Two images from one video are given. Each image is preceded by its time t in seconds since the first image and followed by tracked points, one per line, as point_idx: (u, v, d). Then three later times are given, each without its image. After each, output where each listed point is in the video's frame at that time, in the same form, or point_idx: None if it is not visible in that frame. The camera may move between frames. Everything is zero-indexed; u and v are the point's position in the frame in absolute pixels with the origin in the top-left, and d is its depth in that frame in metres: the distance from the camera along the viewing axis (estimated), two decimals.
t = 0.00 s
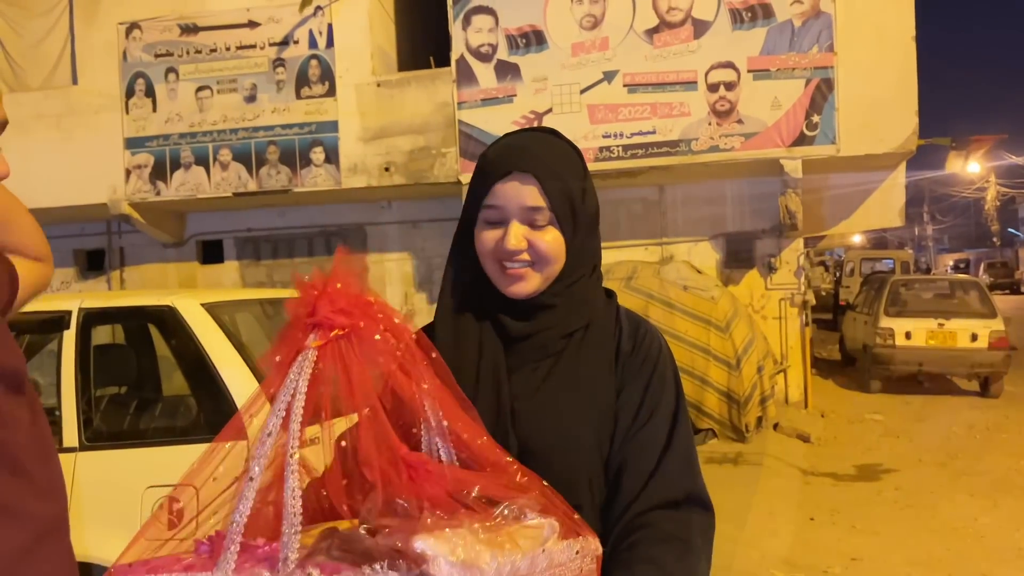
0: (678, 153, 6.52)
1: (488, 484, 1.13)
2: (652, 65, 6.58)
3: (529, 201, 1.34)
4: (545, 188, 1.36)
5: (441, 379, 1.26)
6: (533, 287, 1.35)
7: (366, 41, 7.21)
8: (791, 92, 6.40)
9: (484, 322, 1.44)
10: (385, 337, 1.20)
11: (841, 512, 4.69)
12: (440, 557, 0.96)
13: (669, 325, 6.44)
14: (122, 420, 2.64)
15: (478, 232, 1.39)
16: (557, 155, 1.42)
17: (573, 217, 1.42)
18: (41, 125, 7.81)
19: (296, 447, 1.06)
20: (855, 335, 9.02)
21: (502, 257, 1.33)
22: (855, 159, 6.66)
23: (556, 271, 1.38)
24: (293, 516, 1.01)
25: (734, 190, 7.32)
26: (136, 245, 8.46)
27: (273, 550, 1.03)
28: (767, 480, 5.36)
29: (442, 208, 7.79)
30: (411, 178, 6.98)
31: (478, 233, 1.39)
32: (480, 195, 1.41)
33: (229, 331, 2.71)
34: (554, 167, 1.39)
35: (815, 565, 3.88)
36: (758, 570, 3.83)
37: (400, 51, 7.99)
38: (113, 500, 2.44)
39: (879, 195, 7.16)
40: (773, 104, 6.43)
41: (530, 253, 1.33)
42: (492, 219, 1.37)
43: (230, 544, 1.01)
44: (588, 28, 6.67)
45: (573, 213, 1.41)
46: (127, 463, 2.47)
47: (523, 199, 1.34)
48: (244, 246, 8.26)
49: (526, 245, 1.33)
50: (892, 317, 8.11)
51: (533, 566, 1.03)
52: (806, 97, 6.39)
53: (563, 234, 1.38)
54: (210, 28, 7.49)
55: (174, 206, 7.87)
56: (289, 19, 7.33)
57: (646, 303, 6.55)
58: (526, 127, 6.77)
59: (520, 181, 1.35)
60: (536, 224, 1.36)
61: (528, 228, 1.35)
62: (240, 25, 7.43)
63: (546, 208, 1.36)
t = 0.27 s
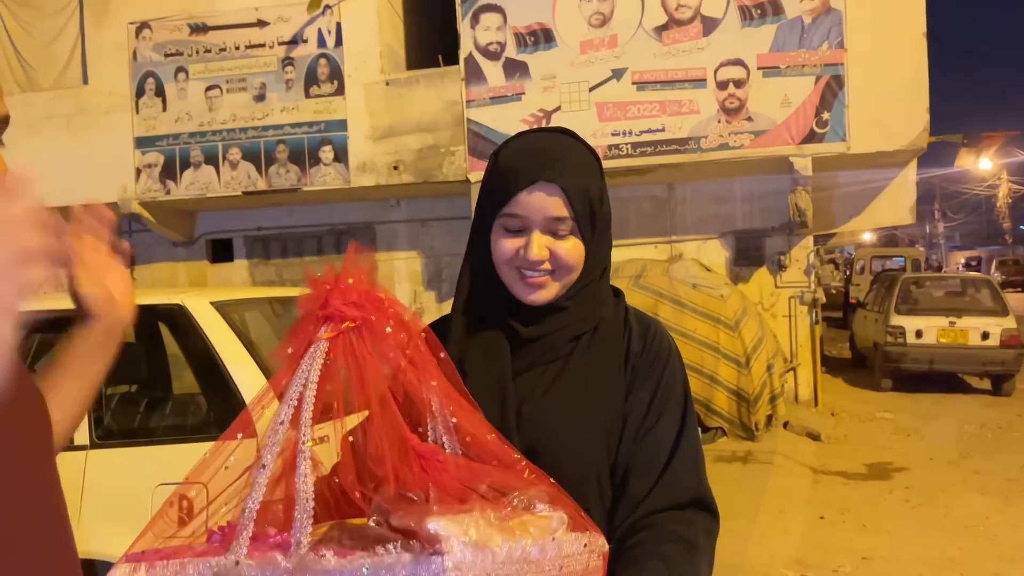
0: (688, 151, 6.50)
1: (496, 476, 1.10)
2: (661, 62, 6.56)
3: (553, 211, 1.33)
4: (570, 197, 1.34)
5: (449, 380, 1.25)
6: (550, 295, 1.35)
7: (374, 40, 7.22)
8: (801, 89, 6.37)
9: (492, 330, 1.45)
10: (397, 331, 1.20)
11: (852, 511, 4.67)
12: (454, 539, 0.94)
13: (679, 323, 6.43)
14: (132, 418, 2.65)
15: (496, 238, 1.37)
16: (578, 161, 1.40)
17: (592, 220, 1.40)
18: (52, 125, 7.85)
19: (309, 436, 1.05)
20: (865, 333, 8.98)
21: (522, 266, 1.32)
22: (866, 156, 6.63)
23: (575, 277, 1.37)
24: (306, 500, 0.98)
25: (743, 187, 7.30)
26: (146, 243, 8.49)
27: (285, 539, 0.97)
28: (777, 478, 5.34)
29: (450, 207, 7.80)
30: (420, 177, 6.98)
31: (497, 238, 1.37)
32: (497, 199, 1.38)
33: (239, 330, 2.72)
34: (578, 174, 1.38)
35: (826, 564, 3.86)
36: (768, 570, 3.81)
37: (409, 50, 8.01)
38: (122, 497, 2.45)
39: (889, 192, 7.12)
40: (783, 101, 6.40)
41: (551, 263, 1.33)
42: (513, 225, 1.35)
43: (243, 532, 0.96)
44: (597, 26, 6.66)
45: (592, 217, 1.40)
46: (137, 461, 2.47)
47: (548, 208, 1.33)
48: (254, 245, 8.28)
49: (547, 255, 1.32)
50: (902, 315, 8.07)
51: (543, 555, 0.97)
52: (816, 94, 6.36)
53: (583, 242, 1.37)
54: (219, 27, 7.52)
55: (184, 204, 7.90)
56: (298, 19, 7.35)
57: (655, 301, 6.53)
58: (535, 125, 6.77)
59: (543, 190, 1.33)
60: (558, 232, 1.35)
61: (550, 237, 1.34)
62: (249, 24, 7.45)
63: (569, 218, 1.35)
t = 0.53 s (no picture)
0: (706, 147, 6.48)
1: (509, 458, 1.09)
2: (679, 58, 6.54)
3: (589, 216, 1.33)
4: (605, 202, 1.35)
5: (462, 376, 1.24)
6: (580, 297, 1.37)
7: (392, 37, 7.24)
8: (820, 84, 6.31)
9: (506, 330, 1.45)
10: (410, 322, 1.19)
11: (872, 510, 4.63)
12: (471, 498, 0.88)
13: (697, 321, 6.43)
14: (154, 413, 2.69)
15: (527, 239, 1.37)
16: (610, 164, 1.40)
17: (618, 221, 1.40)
18: (75, 124, 7.95)
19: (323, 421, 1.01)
20: (886, 330, 8.92)
21: (554, 270, 1.33)
22: (887, 152, 6.56)
23: (601, 278, 1.38)
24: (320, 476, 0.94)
25: (762, 184, 7.26)
26: (167, 241, 8.57)
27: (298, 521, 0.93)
28: (796, 475, 5.31)
29: (467, 204, 7.81)
30: (438, 174, 6.99)
31: (527, 239, 1.37)
32: (529, 200, 1.38)
33: (258, 325, 2.74)
34: (610, 176, 1.38)
35: (845, 563, 3.84)
36: (786, 567, 3.80)
37: (427, 48, 8.03)
38: (145, 490, 2.48)
39: (910, 187, 7.06)
40: (802, 96, 6.35)
41: (583, 267, 1.34)
42: (546, 228, 1.35)
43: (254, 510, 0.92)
44: (615, 22, 6.64)
45: (619, 219, 1.40)
46: (158, 454, 2.51)
47: (584, 212, 1.33)
48: (273, 242, 8.34)
49: (580, 259, 1.33)
50: (923, 313, 8.00)
51: (557, 523, 0.98)
52: (837, 88, 6.29)
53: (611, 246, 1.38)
54: (238, 26, 7.57)
55: (204, 202, 7.97)
56: (316, 17, 7.38)
57: (673, 297, 6.52)
58: (552, 122, 6.78)
59: (580, 196, 1.33)
60: (590, 236, 1.36)
61: (582, 241, 1.34)
62: (268, 23, 7.50)
63: (603, 223, 1.35)
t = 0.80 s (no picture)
0: (741, 137, 6.43)
1: (556, 443, 1.10)
2: (714, 48, 6.48)
3: (625, 215, 1.36)
4: (640, 201, 1.38)
5: (502, 364, 1.26)
6: (611, 292, 1.38)
7: (426, 30, 7.28)
8: (859, 72, 6.23)
9: (545, 319, 1.47)
10: (456, 313, 1.23)
11: (909, 503, 4.59)
12: (529, 476, 0.94)
13: (733, 313, 6.40)
14: (199, 402, 2.77)
15: (562, 235, 1.39)
16: (643, 162, 1.43)
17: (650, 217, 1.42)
18: (117, 118, 8.13)
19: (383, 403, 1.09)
20: (926, 322, 8.78)
21: (589, 266, 1.36)
22: (927, 141, 6.45)
23: (633, 276, 1.40)
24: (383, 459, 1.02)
25: (799, 174, 7.18)
26: (206, 233, 8.72)
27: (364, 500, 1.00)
28: (832, 468, 5.27)
29: (501, 196, 7.83)
30: (472, 166, 7.03)
31: (562, 235, 1.39)
32: (564, 198, 1.41)
33: (300, 318, 2.79)
34: (641, 171, 1.39)
35: (880, 555, 3.83)
36: (821, 560, 3.79)
37: (461, 40, 8.05)
38: (190, 476, 2.55)
39: (951, 177, 6.95)
40: (840, 85, 6.26)
41: (616, 265, 1.36)
42: (581, 225, 1.37)
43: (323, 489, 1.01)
44: (649, 12, 6.61)
45: (651, 215, 1.41)
46: (204, 442, 2.58)
47: (620, 211, 1.36)
48: (310, 234, 8.45)
49: (614, 257, 1.35)
50: (965, 305, 7.85)
51: (607, 503, 1.01)
52: (876, 76, 6.21)
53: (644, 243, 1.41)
54: (275, 20, 7.66)
55: (243, 195, 8.09)
56: (351, 10, 7.43)
57: (707, 288, 6.50)
58: (586, 113, 6.77)
59: (617, 195, 1.36)
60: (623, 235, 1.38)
61: (618, 238, 1.36)
62: (304, 17, 7.59)
63: (637, 222, 1.38)
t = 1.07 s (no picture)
0: (769, 135, 6.38)
1: (577, 435, 1.13)
2: (742, 45, 6.47)
3: (617, 208, 1.42)
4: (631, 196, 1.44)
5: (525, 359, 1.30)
6: (609, 285, 1.44)
7: (454, 29, 7.33)
8: (888, 69, 6.15)
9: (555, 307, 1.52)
10: (484, 310, 1.28)
11: (936, 504, 4.57)
12: (555, 466, 0.97)
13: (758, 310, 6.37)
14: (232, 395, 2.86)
15: (562, 230, 1.46)
16: (642, 165, 1.50)
17: (650, 215, 1.49)
18: (152, 118, 8.31)
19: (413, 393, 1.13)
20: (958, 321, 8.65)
21: (585, 258, 1.41)
22: (959, 139, 6.36)
23: (632, 270, 1.46)
24: (416, 447, 1.06)
25: (827, 171, 7.13)
26: (238, 230, 8.86)
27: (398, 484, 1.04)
28: (858, 467, 5.25)
29: (528, 194, 7.87)
30: (499, 164, 7.07)
31: (562, 232, 1.46)
32: (565, 196, 1.48)
33: (329, 314, 2.86)
34: (638, 171, 1.47)
35: (905, 555, 3.82)
36: (844, 559, 3.80)
37: (489, 38, 8.09)
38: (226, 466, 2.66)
39: (984, 175, 6.88)
40: (870, 83, 6.20)
41: (611, 256, 1.42)
42: (578, 218, 1.44)
43: (359, 472, 1.05)
44: (676, 10, 6.61)
45: (651, 213, 1.48)
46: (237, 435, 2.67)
47: (612, 204, 1.42)
48: (339, 231, 8.55)
49: (609, 248, 1.41)
50: (998, 304, 7.74)
51: (627, 494, 1.05)
52: (906, 73, 6.11)
53: (641, 237, 1.46)
54: (305, 20, 7.77)
55: (273, 193, 8.22)
56: (380, 10, 7.51)
57: (734, 287, 6.52)
58: (612, 111, 6.79)
59: (608, 188, 1.43)
60: (617, 228, 1.44)
61: (611, 231, 1.43)
62: (334, 17, 7.68)
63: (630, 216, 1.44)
